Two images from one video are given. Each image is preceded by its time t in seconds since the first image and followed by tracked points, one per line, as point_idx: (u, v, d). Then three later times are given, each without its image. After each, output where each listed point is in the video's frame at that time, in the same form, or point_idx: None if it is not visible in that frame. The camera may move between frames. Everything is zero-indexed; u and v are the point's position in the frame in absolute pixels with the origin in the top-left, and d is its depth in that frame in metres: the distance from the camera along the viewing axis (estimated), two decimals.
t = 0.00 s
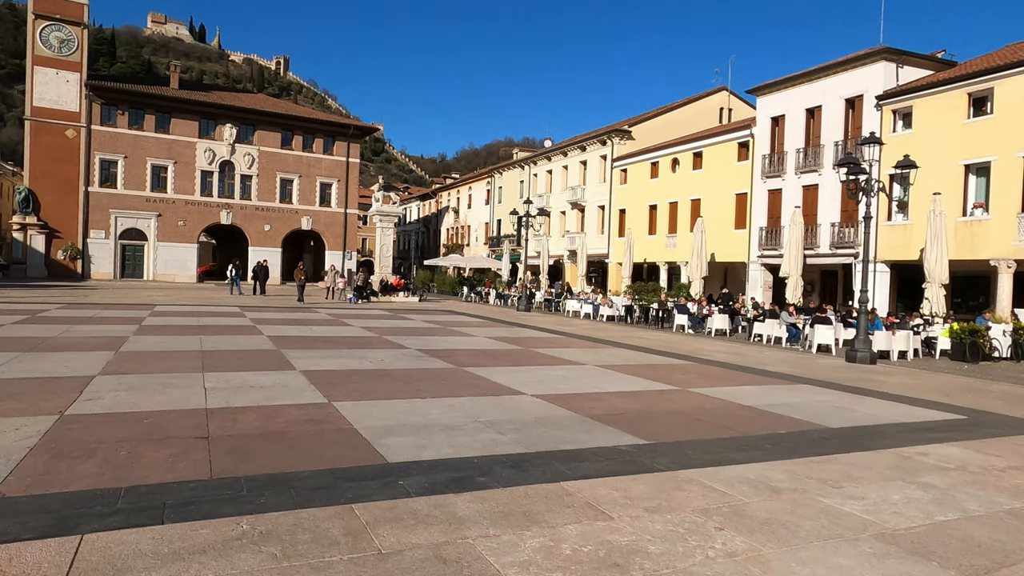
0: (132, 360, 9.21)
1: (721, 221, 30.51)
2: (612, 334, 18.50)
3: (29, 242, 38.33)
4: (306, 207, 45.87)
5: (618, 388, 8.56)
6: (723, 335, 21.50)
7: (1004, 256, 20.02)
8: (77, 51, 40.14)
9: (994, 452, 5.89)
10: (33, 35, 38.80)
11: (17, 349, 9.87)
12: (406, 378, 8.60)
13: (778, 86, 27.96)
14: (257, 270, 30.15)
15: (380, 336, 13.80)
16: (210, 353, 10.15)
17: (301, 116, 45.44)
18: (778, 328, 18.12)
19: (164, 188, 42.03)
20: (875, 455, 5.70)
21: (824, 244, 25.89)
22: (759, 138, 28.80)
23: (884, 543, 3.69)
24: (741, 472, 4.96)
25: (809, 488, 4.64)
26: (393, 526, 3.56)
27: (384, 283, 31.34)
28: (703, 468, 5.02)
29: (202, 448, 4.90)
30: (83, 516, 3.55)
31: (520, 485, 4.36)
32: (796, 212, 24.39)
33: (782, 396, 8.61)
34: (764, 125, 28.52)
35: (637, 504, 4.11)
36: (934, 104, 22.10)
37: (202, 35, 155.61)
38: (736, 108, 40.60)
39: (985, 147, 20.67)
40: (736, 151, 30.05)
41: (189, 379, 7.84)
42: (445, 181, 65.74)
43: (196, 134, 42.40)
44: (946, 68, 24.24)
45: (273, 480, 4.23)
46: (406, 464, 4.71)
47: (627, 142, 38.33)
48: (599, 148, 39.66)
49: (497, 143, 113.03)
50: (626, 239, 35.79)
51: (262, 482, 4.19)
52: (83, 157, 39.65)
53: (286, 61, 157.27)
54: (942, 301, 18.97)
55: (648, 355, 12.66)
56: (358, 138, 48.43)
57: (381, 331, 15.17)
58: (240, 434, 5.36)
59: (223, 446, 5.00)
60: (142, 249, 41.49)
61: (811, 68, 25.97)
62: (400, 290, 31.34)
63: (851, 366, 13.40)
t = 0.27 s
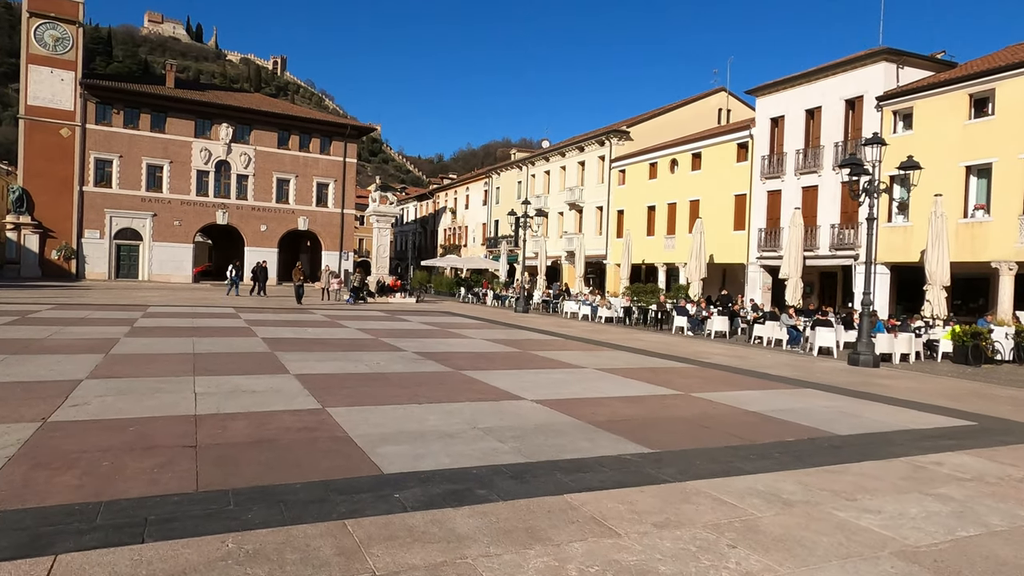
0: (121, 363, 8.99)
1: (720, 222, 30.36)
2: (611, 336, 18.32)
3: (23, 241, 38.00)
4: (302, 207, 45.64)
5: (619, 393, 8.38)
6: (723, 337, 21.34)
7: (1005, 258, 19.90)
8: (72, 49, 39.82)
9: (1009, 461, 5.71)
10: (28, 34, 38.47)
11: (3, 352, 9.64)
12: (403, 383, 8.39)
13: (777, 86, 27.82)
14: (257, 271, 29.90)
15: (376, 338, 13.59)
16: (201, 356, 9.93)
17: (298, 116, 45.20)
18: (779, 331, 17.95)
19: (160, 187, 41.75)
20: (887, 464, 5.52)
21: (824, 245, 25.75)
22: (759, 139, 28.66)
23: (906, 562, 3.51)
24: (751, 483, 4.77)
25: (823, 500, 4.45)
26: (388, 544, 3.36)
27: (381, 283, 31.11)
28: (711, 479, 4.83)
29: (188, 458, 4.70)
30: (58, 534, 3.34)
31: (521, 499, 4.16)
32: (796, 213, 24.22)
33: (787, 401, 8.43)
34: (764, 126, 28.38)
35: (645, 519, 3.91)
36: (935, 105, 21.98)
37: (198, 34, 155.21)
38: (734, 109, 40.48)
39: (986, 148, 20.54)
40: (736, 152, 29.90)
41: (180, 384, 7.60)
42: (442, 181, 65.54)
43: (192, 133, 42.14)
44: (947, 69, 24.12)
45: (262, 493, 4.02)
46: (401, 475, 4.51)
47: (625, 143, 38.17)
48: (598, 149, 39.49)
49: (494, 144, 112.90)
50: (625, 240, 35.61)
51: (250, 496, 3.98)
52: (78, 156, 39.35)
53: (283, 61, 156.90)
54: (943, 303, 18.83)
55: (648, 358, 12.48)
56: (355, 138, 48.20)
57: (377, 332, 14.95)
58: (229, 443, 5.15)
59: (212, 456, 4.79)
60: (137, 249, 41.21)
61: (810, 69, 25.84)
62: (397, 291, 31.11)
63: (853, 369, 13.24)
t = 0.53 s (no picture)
0: (115, 364, 8.79)
1: (721, 220, 30.19)
2: (613, 335, 18.13)
3: (20, 241, 37.77)
4: (301, 206, 45.45)
5: (624, 393, 8.20)
6: (725, 336, 21.17)
7: (1009, 255, 19.77)
8: (69, 48, 39.57)
9: None
10: (24, 32, 38.23)
11: None
12: (403, 383, 8.21)
13: (778, 83, 27.65)
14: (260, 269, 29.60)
15: (376, 338, 13.40)
16: (198, 357, 9.74)
17: (296, 114, 44.99)
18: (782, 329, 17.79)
19: (157, 187, 41.53)
20: (904, 466, 5.35)
21: (826, 243, 25.58)
22: (760, 136, 28.48)
23: (936, 572, 3.34)
24: (766, 488, 4.59)
25: (842, 506, 4.28)
26: (391, 555, 3.19)
27: (380, 283, 30.92)
28: (724, 483, 4.65)
29: (182, 464, 4.51)
30: (42, 546, 3.16)
31: (529, 505, 3.98)
32: (797, 211, 24.03)
33: (795, 401, 8.25)
34: (765, 123, 28.21)
35: (659, 526, 3.74)
36: (938, 101, 21.81)
37: (196, 34, 154.89)
38: (734, 107, 40.29)
39: (990, 145, 20.38)
40: (736, 149, 29.73)
41: (175, 385, 7.42)
42: (441, 180, 65.37)
43: (189, 132, 41.92)
44: (949, 65, 23.96)
45: (257, 502, 3.84)
46: (403, 481, 4.33)
47: (625, 141, 37.99)
48: (597, 147, 39.32)
49: (493, 143, 112.71)
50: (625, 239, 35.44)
51: (246, 504, 3.80)
52: (75, 155, 39.12)
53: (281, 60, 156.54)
54: (947, 301, 18.67)
55: (651, 357, 12.31)
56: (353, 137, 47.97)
57: (377, 332, 14.77)
58: (225, 448, 4.97)
59: (206, 461, 4.61)
60: (135, 248, 40.97)
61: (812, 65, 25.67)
62: (396, 290, 30.92)
63: (859, 367, 13.09)
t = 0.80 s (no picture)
0: (110, 369, 8.58)
1: (722, 221, 30.02)
2: (615, 338, 17.94)
3: (16, 244, 37.50)
4: (299, 208, 45.25)
5: (631, 398, 8.02)
6: (728, 338, 20.99)
7: (1013, 256, 19.60)
8: (65, 50, 39.34)
9: None
10: (21, 34, 38.00)
11: None
12: (405, 388, 8.01)
13: (779, 84, 27.51)
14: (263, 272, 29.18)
15: (376, 341, 13.19)
16: (195, 361, 9.53)
17: (294, 116, 44.81)
18: (785, 331, 17.61)
19: (155, 189, 41.30)
20: (926, 475, 5.17)
21: (828, 244, 25.42)
22: (761, 137, 28.33)
23: None
24: (787, 499, 4.41)
25: (867, 518, 4.10)
26: None
27: (379, 285, 30.70)
28: (743, 494, 4.46)
29: (177, 475, 4.32)
30: (28, 566, 2.97)
31: (540, 519, 3.79)
32: (799, 211, 23.86)
33: (806, 405, 8.07)
34: (766, 124, 28.07)
35: (680, 542, 3.55)
36: (941, 101, 21.68)
37: (194, 36, 154.67)
38: (734, 108, 40.19)
39: (994, 145, 20.23)
40: (737, 150, 29.58)
41: (170, 391, 7.21)
42: (440, 182, 65.20)
43: (187, 134, 41.70)
44: (951, 66, 23.84)
45: (256, 516, 3.64)
46: (409, 493, 4.14)
47: (625, 142, 37.84)
48: (597, 148, 39.16)
49: (491, 145, 112.62)
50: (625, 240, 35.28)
51: (244, 519, 3.60)
52: (72, 157, 38.88)
53: (279, 62, 156.46)
54: (951, 302, 18.50)
55: (656, 360, 12.15)
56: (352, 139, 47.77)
57: (377, 335, 14.56)
58: (222, 457, 4.76)
59: (203, 472, 4.41)
60: (132, 251, 40.70)
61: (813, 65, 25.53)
62: (396, 293, 30.72)
63: (865, 370, 12.92)
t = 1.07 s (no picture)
0: (108, 373, 8.40)
1: (726, 222, 29.84)
2: (620, 339, 17.76)
3: (17, 245, 37.37)
4: (300, 209, 45.13)
5: (640, 402, 7.84)
6: (733, 339, 20.82)
7: (1021, 256, 19.40)
8: (66, 50, 39.21)
9: None
10: (21, 34, 37.87)
11: None
12: (409, 393, 7.84)
13: (783, 83, 27.32)
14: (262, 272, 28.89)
15: (378, 343, 13.02)
16: (194, 364, 9.35)
17: (295, 116, 44.67)
18: (792, 333, 17.42)
19: (155, 189, 41.17)
20: (951, 484, 4.98)
21: (833, 245, 25.24)
22: (764, 137, 28.15)
23: None
24: (810, 511, 4.23)
25: (895, 532, 3.92)
26: None
27: (381, 286, 30.56)
28: (762, 506, 4.28)
29: (174, 487, 4.15)
30: None
31: (554, 534, 3.62)
32: (804, 211, 23.68)
33: (819, 410, 7.90)
34: (770, 123, 27.89)
35: (701, 560, 3.37)
36: (947, 100, 21.49)
37: (194, 37, 154.70)
38: (737, 108, 40.01)
39: (1001, 144, 20.03)
40: (741, 150, 29.40)
41: (169, 396, 7.04)
42: (441, 183, 65.05)
43: (187, 135, 41.58)
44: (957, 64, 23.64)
45: (255, 532, 3.47)
46: (416, 506, 3.96)
47: (627, 142, 37.67)
48: (599, 148, 38.99)
49: (492, 145, 112.53)
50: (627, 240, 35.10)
51: (244, 535, 3.43)
52: (72, 158, 38.76)
53: (280, 63, 156.44)
54: (959, 303, 18.31)
55: (662, 363, 11.98)
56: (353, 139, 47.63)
57: (379, 337, 14.39)
58: (221, 467, 4.59)
59: (201, 483, 4.24)
60: (133, 252, 40.57)
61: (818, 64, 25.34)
62: (397, 294, 30.56)
63: (874, 372, 12.74)
